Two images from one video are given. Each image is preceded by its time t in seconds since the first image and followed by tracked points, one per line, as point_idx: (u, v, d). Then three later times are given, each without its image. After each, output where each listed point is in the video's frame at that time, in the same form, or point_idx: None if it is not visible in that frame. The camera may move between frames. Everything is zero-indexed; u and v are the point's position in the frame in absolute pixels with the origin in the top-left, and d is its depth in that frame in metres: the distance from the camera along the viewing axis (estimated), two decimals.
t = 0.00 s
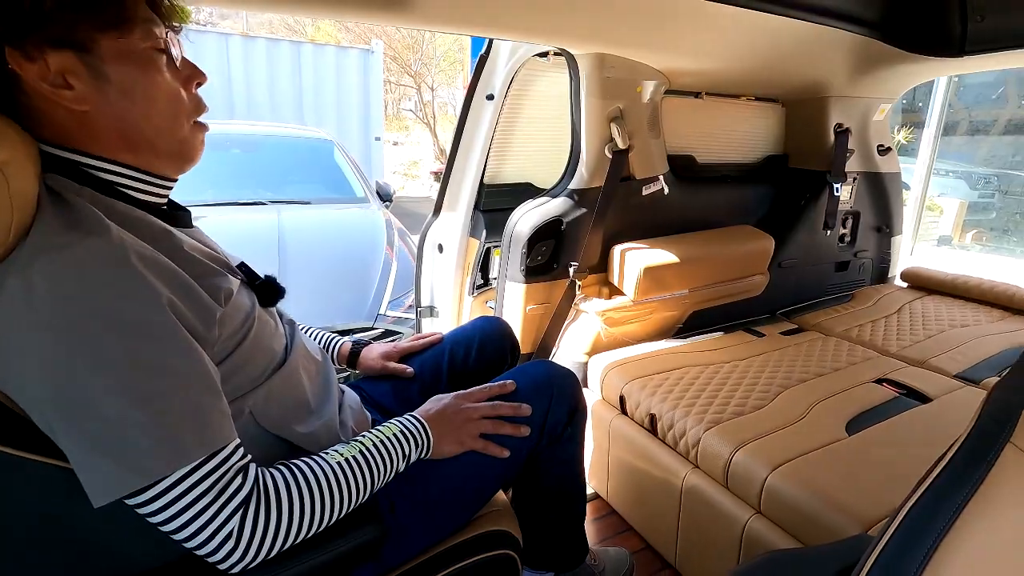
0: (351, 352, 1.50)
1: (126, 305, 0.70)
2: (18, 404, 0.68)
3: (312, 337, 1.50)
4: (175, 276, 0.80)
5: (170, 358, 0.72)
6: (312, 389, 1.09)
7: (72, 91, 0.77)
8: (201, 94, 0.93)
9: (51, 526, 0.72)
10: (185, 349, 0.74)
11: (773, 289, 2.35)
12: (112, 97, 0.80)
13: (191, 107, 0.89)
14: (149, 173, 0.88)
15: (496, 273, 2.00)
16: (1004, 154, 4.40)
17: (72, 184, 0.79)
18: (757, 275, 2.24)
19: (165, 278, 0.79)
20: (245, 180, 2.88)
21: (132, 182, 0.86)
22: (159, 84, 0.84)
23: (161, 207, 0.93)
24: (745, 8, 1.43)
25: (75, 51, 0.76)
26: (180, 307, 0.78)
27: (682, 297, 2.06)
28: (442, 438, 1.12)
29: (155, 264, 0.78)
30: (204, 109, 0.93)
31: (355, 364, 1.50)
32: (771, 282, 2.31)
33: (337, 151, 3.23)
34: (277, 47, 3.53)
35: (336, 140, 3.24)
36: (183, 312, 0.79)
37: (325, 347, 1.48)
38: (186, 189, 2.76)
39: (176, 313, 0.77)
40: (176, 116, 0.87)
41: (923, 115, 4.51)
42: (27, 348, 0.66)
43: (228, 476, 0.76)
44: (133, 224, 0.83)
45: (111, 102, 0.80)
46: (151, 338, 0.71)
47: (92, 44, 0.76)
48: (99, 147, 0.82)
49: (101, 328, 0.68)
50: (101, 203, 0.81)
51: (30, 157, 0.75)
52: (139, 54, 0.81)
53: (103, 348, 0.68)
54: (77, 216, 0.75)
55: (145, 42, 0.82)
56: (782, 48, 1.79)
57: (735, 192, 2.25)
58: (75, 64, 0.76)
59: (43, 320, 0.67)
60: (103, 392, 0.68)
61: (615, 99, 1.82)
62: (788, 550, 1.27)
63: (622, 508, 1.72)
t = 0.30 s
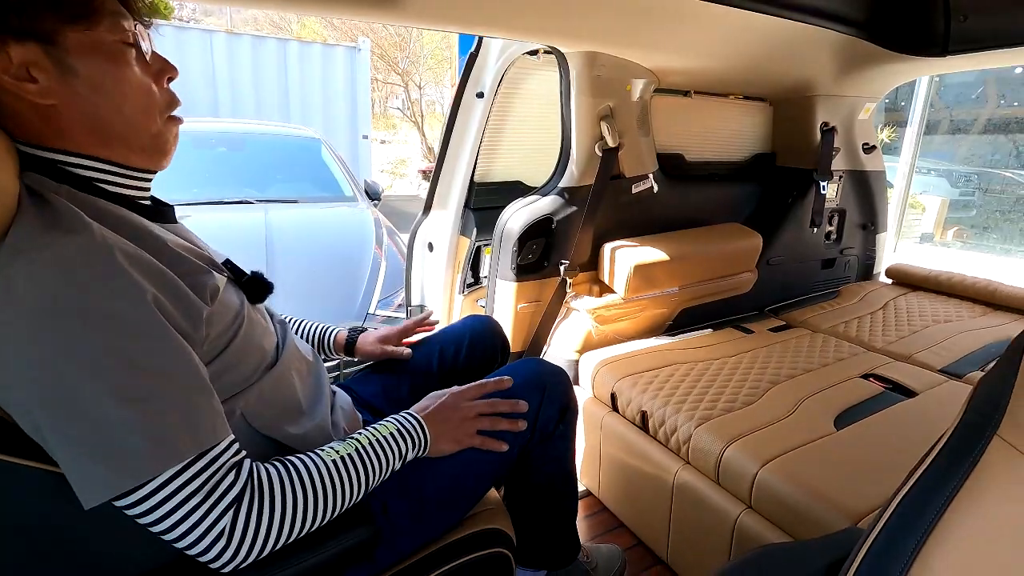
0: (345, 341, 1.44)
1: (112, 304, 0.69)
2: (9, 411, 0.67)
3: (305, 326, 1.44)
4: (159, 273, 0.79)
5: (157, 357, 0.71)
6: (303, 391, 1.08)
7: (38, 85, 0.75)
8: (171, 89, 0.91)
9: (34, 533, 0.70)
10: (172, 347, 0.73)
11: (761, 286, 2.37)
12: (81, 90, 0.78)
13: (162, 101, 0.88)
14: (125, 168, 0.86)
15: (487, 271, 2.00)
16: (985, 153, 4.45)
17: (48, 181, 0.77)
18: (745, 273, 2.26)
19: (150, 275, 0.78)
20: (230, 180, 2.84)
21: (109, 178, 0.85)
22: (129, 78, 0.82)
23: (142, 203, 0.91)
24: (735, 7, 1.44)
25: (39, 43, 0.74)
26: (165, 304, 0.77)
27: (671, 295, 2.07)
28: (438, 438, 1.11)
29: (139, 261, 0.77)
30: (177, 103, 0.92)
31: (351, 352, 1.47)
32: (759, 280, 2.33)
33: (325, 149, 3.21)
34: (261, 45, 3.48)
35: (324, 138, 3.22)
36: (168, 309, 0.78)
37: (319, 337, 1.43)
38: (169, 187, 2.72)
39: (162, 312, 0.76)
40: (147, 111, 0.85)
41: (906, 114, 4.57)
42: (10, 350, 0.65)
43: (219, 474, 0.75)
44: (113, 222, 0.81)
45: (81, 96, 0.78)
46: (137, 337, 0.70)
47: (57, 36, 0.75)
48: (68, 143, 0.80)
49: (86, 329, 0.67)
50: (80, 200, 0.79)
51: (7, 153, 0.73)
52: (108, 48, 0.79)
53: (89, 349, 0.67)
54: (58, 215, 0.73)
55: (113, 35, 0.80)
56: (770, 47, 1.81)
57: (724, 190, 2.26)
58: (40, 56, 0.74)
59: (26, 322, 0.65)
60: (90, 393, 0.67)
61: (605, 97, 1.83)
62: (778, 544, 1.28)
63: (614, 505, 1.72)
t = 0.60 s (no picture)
0: (338, 276, 1.44)
1: (89, 297, 0.67)
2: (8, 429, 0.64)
3: (297, 274, 1.42)
4: (135, 268, 0.77)
5: (143, 344, 0.69)
6: (291, 393, 1.06)
7: (19, 75, 0.73)
8: (161, 84, 0.89)
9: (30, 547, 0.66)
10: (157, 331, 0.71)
11: (748, 283, 2.39)
12: (66, 82, 0.76)
13: (152, 95, 0.86)
14: (107, 164, 0.84)
15: (476, 269, 2.01)
16: (965, 151, 4.49)
17: (26, 180, 0.75)
18: (733, 271, 2.27)
19: (126, 269, 0.76)
20: (214, 178, 2.80)
21: (89, 175, 0.82)
22: (116, 70, 0.80)
23: (123, 201, 0.89)
24: (722, 5, 1.44)
25: (21, 33, 0.72)
26: (145, 297, 0.75)
27: (660, 293, 2.08)
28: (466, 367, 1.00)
29: (114, 255, 0.75)
30: (165, 97, 0.90)
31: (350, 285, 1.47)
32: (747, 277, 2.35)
33: (311, 147, 3.19)
34: (246, 41, 3.40)
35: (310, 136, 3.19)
36: (149, 301, 0.75)
37: (313, 277, 1.41)
38: (153, 185, 2.69)
39: (145, 306, 0.74)
40: (133, 103, 0.83)
41: (888, 113, 4.63)
42: None
43: (219, 454, 0.73)
44: (92, 220, 0.80)
45: (64, 88, 0.76)
46: (120, 328, 0.68)
47: (41, 27, 0.73)
48: (50, 136, 0.78)
49: (65, 324, 0.65)
50: (58, 197, 0.77)
51: None
52: (94, 38, 0.78)
53: (71, 344, 0.64)
54: (32, 211, 0.71)
55: (99, 27, 0.78)
56: (757, 45, 1.82)
57: (712, 187, 2.27)
58: (23, 46, 0.72)
59: None
60: (78, 388, 0.64)
61: (594, 95, 1.83)
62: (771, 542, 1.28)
63: (605, 502, 1.72)
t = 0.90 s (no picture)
0: (330, 230, 1.44)
1: (64, 291, 0.65)
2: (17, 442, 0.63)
3: (290, 236, 1.44)
4: (123, 262, 0.75)
5: (129, 326, 0.68)
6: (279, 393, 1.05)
7: (17, 69, 0.70)
8: (152, 96, 0.89)
9: (29, 555, 0.63)
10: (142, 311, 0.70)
11: (737, 282, 2.40)
12: (64, 82, 0.74)
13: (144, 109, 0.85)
14: (91, 166, 0.82)
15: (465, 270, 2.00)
16: (948, 151, 4.55)
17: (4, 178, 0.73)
18: (721, 270, 2.27)
19: (110, 267, 0.73)
20: (198, 177, 2.77)
21: (71, 175, 0.80)
22: (117, 80, 0.79)
23: (103, 201, 0.87)
24: (710, 4, 1.45)
25: (27, 29, 0.69)
26: (134, 288, 0.73)
27: (648, 292, 2.08)
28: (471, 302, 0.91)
29: (97, 251, 0.72)
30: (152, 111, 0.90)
31: (343, 241, 1.46)
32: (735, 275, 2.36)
33: (298, 146, 3.16)
34: (232, 38, 3.44)
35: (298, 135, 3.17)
36: (139, 293, 0.73)
37: (305, 235, 1.42)
38: (137, 184, 2.66)
39: (135, 299, 0.72)
40: (126, 114, 0.82)
41: (874, 113, 4.68)
42: None
43: (219, 430, 0.72)
44: (75, 220, 0.78)
45: (61, 89, 0.74)
46: (104, 317, 0.67)
47: (49, 26, 0.70)
48: (36, 133, 0.75)
49: (49, 320, 0.63)
50: (37, 196, 0.75)
51: None
52: (99, 46, 0.76)
53: (59, 340, 0.63)
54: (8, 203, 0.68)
55: (107, 36, 0.77)
56: (744, 45, 1.82)
57: (701, 187, 2.28)
58: (28, 42, 0.69)
59: None
60: (76, 381, 0.63)
61: (583, 93, 1.82)
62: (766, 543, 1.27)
63: (595, 501, 1.73)
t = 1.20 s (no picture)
0: (346, 254, 1.45)
1: (51, 288, 0.63)
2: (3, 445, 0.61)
3: (301, 253, 1.44)
4: (111, 260, 0.73)
5: (117, 324, 0.66)
6: (270, 396, 1.04)
7: None
8: (143, 100, 0.88)
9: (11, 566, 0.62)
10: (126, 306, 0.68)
11: (727, 281, 2.41)
12: (48, 83, 0.73)
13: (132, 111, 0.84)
14: (79, 168, 0.81)
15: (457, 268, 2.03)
16: (932, 151, 4.61)
17: None
18: (711, 269, 2.29)
19: (97, 267, 0.71)
20: (186, 175, 2.74)
21: (58, 175, 0.78)
22: (105, 81, 0.78)
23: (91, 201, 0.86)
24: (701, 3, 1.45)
25: (11, 27, 0.68)
26: (122, 288, 0.71)
27: (640, 291, 2.08)
28: (512, 366, 0.94)
29: (83, 248, 0.71)
30: (141, 112, 0.88)
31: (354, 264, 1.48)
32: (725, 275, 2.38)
33: (288, 144, 3.14)
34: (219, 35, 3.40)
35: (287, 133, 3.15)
36: (128, 293, 0.71)
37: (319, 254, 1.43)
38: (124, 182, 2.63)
39: (123, 298, 0.70)
40: (113, 117, 0.81)
41: (860, 114, 4.73)
42: None
43: (218, 426, 0.71)
44: (63, 218, 0.77)
45: (46, 89, 0.73)
46: (92, 316, 0.65)
47: (34, 25, 0.69)
48: (20, 132, 0.74)
49: (32, 319, 0.61)
50: (23, 194, 0.74)
51: None
52: (88, 48, 0.75)
53: (46, 339, 0.61)
54: None
55: (97, 37, 0.76)
56: (734, 45, 1.83)
57: (691, 186, 2.29)
58: (12, 42, 0.68)
59: None
60: (65, 381, 0.62)
61: (575, 92, 1.82)
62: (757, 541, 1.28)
63: (587, 501, 1.74)
